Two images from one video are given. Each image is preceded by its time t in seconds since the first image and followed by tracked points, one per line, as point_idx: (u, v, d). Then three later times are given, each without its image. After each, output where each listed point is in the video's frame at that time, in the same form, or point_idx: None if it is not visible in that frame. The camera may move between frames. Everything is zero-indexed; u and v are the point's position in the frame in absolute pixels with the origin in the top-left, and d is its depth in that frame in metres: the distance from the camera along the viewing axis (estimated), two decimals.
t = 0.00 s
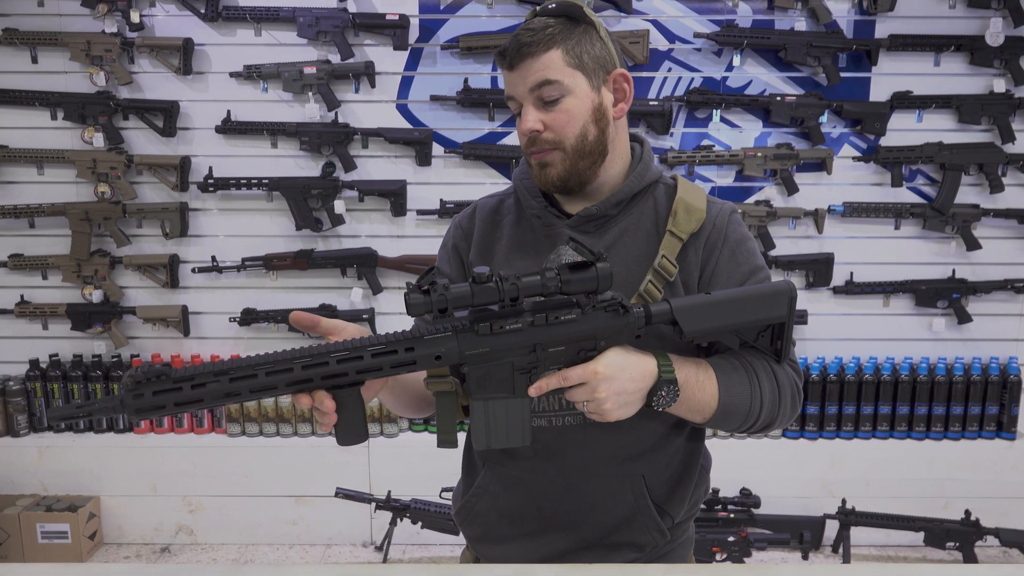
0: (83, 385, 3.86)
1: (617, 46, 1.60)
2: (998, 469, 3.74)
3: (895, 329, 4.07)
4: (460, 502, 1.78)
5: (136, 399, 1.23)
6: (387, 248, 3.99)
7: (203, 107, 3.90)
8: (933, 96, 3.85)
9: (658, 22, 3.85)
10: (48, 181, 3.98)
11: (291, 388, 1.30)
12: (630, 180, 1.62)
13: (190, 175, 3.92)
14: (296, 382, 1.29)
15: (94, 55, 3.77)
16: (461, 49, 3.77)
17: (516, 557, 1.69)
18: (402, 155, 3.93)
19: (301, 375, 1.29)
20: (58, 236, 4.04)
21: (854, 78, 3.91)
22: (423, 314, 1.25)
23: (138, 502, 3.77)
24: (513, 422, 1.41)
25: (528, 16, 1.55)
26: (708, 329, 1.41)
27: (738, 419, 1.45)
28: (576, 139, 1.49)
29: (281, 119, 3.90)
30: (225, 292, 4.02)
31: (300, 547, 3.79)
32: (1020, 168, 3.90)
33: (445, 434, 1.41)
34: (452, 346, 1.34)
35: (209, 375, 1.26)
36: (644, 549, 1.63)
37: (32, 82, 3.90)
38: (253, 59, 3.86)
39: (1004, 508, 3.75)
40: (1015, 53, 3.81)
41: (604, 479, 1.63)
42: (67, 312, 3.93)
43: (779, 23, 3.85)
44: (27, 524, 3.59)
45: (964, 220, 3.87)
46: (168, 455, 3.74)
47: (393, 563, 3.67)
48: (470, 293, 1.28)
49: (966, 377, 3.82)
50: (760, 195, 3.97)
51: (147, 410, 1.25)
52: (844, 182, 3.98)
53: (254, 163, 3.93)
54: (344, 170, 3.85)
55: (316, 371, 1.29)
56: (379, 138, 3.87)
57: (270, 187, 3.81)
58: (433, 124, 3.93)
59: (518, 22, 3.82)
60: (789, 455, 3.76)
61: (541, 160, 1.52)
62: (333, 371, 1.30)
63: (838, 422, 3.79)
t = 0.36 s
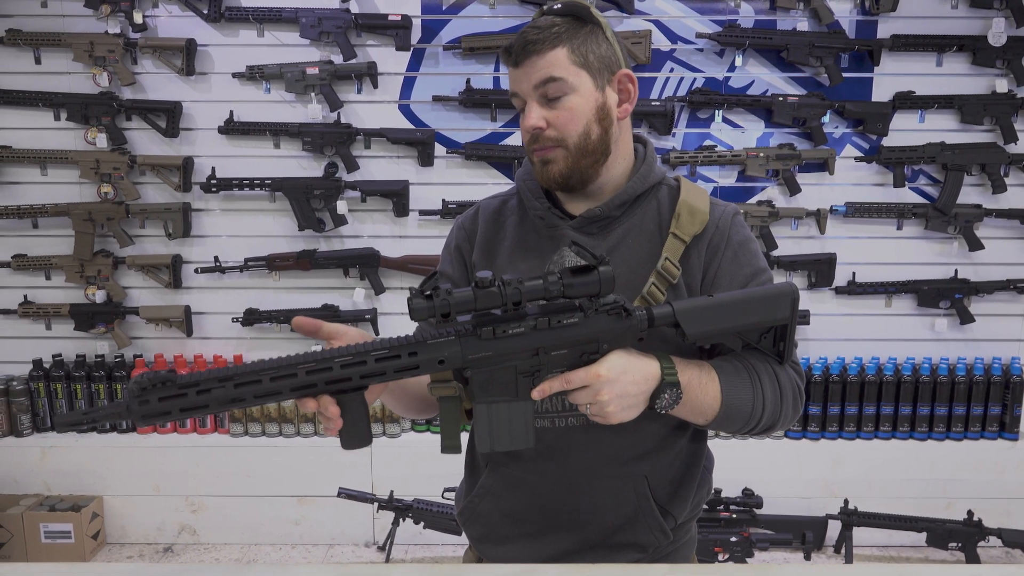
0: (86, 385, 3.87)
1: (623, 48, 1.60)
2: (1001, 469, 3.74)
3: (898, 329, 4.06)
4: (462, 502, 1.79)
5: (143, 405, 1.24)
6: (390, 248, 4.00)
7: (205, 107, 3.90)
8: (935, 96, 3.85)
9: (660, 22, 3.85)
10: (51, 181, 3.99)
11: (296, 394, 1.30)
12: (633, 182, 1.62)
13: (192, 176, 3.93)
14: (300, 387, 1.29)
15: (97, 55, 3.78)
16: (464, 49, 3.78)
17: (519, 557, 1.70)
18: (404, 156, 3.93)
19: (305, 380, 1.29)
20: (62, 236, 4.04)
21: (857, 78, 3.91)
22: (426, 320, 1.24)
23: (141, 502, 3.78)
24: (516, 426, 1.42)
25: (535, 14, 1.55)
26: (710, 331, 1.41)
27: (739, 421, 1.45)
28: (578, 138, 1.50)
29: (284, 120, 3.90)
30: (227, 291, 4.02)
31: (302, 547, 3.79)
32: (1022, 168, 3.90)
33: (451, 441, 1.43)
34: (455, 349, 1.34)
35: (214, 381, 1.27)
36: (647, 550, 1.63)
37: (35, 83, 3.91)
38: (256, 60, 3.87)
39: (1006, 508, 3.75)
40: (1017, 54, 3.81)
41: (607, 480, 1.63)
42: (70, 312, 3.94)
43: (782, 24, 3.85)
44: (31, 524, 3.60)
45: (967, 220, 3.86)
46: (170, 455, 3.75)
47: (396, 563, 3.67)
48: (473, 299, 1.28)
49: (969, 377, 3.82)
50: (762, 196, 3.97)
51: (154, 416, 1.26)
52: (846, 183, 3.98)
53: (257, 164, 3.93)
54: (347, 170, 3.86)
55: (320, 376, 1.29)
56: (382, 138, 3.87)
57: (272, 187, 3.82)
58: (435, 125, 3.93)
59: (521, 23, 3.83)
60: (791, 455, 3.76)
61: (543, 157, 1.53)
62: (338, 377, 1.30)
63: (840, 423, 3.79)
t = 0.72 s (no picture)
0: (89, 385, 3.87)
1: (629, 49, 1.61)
2: (1003, 470, 3.73)
3: (900, 330, 4.06)
4: (467, 500, 1.79)
5: (135, 399, 1.11)
6: (392, 248, 4.01)
7: (208, 108, 3.91)
8: (938, 96, 3.84)
9: (663, 22, 3.86)
10: (55, 182, 4.00)
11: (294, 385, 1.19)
12: (635, 179, 1.63)
13: (195, 176, 3.94)
14: (298, 378, 1.18)
15: (100, 56, 3.79)
16: (466, 49, 3.78)
17: (523, 555, 1.71)
18: (406, 156, 3.93)
19: (303, 369, 1.18)
20: (65, 237, 4.05)
21: (859, 79, 3.91)
22: (422, 303, 1.20)
23: (144, 502, 3.79)
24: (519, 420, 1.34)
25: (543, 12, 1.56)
26: (707, 316, 1.39)
27: (740, 412, 1.44)
28: (585, 132, 1.50)
29: (286, 120, 3.91)
30: (230, 291, 4.03)
31: (304, 547, 3.80)
32: None
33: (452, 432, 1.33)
34: (453, 336, 1.25)
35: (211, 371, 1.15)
36: (650, 549, 1.64)
37: (38, 84, 3.92)
38: (259, 60, 3.87)
39: (1008, 509, 3.75)
40: (1020, 54, 3.81)
41: (611, 480, 1.63)
42: (73, 312, 3.95)
43: (784, 24, 3.85)
44: (34, 524, 3.61)
45: (969, 220, 3.86)
46: (173, 455, 3.76)
47: (397, 563, 3.68)
48: (469, 282, 1.23)
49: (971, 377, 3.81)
50: (764, 196, 3.97)
51: (148, 410, 1.13)
52: (848, 183, 3.98)
53: (259, 164, 3.94)
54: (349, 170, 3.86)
55: (321, 365, 1.19)
56: (384, 138, 3.87)
57: (275, 187, 3.82)
58: (437, 125, 3.94)
59: (523, 23, 3.83)
60: (793, 455, 3.76)
61: (549, 152, 1.52)
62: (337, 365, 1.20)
63: (842, 423, 3.80)
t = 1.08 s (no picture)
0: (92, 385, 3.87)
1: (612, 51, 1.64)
2: (1005, 471, 3.74)
3: (901, 331, 4.07)
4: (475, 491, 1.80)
5: (76, 332, 0.98)
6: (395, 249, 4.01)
7: (212, 109, 3.93)
8: (940, 98, 3.84)
9: (664, 24, 3.87)
10: (59, 182, 4.01)
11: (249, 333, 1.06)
12: (630, 178, 1.60)
13: (199, 177, 3.95)
14: (254, 325, 1.06)
15: (104, 57, 3.80)
16: (468, 51, 3.79)
17: (532, 547, 1.72)
18: (409, 157, 3.94)
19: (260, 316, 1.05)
20: (68, 237, 4.07)
21: (860, 80, 3.92)
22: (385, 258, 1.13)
23: (147, 502, 3.80)
24: (484, 393, 1.22)
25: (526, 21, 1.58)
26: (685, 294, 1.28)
27: (715, 404, 1.33)
28: (582, 133, 1.51)
29: (290, 121, 3.92)
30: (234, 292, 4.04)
31: (307, 547, 3.81)
32: None
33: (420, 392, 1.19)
34: (415, 296, 1.13)
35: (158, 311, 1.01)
36: (657, 540, 1.65)
37: (42, 85, 3.94)
38: (263, 62, 3.88)
39: (1009, 509, 3.76)
40: (1021, 56, 3.81)
41: (619, 475, 1.63)
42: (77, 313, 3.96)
43: (786, 25, 3.86)
44: (38, 523, 3.63)
45: (971, 221, 3.86)
46: (177, 454, 3.77)
47: (400, 563, 3.68)
48: (437, 241, 1.16)
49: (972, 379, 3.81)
50: (765, 197, 3.98)
51: (83, 348, 0.98)
52: (850, 184, 3.98)
53: (264, 165, 3.95)
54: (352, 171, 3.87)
55: (278, 313, 1.06)
56: (387, 139, 3.88)
57: (278, 188, 3.83)
58: (440, 126, 3.95)
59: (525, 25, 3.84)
60: (795, 456, 3.76)
61: (547, 154, 1.53)
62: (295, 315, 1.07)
63: (844, 424, 3.80)
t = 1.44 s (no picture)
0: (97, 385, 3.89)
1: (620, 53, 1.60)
2: (1007, 471, 3.74)
3: (904, 331, 4.07)
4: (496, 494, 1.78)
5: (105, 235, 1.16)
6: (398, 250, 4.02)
7: (215, 110, 3.94)
8: (942, 98, 3.85)
9: (667, 25, 3.87)
10: (63, 183, 4.03)
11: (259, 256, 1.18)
12: (646, 183, 1.58)
13: (202, 178, 3.96)
14: (263, 248, 1.17)
15: (108, 58, 3.81)
16: (471, 52, 3.80)
17: (553, 549, 1.69)
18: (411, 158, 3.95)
19: (270, 240, 1.18)
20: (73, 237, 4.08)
21: (863, 81, 3.92)
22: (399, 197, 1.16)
23: (151, 501, 3.82)
24: (486, 343, 1.22)
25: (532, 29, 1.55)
26: (702, 268, 1.27)
27: (722, 383, 1.30)
28: (595, 138, 1.46)
29: (294, 122, 3.93)
30: (237, 292, 4.06)
31: (310, 547, 3.81)
32: None
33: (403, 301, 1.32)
34: (426, 238, 1.22)
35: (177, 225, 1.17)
36: (680, 536, 1.61)
37: (46, 86, 3.95)
38: (266, 63, 3.89)
39: (1012, 510, 3.76)
40: None
41: (636, 474, 1.59)
42: (81, 313, 3.97)
43: (788, 26, 3.86)
44: (42, 522, 3.63)
45: (973, 222, 3.87)
46: (180, 454, 3.78)
47: (403, 563, 3.70)
48: (451, 185, 1.19)
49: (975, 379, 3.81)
50: (767, 198, 3.99)
51: (109, 249, 1.17)
52: (852, 185, 3.98)
53: (267, 166, 3.96)
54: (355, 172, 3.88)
55: (287, 241, 1.18)
56: (390, 140, 3.90)
57: (281, 189, 3.84)
58: (442, 127, 3.96)
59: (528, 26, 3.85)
60: (797, 456, 3.77)
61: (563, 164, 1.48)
62: (304, 244, 1.18)
63: (846, 425, 3.80)
